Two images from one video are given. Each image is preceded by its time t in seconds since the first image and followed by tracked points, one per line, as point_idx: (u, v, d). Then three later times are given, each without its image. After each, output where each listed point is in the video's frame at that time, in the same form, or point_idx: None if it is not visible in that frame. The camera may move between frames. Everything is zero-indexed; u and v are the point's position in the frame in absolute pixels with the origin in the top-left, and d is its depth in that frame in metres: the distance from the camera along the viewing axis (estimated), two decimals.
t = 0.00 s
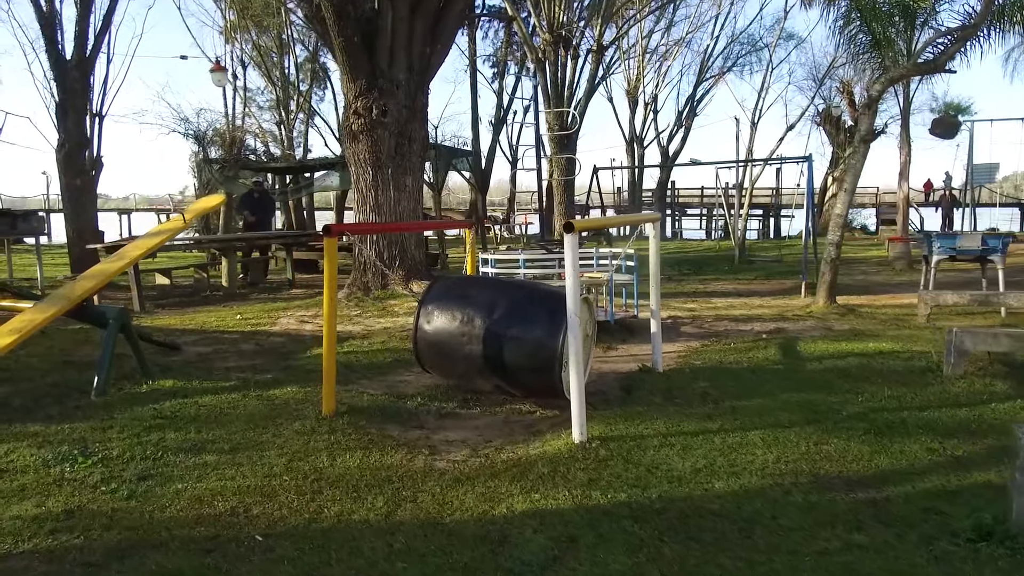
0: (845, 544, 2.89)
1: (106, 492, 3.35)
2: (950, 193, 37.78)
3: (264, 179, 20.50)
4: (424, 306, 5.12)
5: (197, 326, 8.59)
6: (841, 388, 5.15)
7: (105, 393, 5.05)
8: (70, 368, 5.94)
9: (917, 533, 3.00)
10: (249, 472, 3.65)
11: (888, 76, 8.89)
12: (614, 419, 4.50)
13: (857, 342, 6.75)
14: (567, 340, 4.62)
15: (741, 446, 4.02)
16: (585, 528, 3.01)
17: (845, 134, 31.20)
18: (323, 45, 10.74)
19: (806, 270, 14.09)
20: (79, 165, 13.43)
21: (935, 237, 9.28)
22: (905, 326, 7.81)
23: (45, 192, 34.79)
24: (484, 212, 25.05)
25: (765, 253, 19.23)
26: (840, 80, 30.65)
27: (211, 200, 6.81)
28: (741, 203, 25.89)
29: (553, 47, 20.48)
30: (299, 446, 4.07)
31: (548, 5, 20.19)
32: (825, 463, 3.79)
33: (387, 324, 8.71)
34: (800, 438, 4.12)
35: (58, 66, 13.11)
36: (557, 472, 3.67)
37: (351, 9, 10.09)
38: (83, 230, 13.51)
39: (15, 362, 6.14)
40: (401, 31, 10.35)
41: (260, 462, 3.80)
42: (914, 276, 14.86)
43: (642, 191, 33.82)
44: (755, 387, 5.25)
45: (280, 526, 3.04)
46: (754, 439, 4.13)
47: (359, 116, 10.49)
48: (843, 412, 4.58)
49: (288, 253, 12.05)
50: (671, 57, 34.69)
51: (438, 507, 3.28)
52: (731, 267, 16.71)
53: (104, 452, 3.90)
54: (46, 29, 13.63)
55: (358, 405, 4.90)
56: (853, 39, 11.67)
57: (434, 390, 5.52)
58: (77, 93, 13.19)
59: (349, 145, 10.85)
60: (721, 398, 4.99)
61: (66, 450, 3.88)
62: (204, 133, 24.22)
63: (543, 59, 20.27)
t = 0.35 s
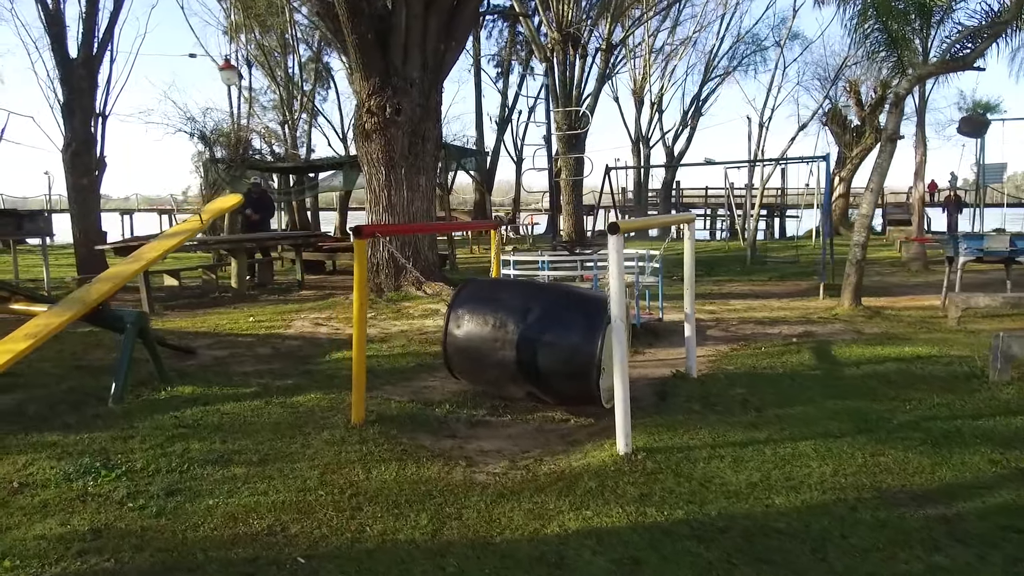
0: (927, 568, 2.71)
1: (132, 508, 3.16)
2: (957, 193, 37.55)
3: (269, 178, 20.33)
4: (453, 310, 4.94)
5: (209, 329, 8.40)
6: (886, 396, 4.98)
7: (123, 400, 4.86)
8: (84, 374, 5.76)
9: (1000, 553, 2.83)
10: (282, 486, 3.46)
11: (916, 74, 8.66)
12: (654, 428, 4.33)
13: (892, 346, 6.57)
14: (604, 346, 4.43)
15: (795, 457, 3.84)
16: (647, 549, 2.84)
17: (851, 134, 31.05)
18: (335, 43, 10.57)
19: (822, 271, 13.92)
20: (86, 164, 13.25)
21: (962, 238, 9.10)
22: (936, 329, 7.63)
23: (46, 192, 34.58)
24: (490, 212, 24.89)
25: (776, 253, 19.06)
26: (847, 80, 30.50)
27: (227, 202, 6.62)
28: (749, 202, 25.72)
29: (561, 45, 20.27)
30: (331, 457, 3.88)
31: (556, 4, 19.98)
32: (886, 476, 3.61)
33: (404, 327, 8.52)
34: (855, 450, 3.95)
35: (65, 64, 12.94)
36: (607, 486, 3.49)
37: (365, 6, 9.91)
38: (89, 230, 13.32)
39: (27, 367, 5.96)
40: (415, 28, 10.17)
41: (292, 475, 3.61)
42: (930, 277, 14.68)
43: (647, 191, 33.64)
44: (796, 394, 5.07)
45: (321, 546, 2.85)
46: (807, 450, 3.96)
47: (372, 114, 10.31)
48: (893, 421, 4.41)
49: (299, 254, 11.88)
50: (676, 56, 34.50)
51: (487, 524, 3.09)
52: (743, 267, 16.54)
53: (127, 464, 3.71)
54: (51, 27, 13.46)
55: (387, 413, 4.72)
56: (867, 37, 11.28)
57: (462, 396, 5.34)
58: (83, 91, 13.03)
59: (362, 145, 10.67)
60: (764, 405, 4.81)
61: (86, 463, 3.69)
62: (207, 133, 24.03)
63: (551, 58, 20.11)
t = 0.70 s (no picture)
0: None
1: (157, 521, 2.99)
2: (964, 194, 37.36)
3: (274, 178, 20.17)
4: (481, 312, 4.77)
5: (221, 329, 8.23)
6: (930, 400, 4.81)
7: (139, 404, 4.70)
8: (97, 377, 5.59)
9: None
10: (313, 497, 3.30)
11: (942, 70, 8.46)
12: (694, 434, 4.16)
13: (926, 348, 6.40)
14: (641, 349, 4.25)
15: (846, 466, 3.68)
16: (708, 565, 2.67)
17: (858, 133, 30.89)
18: (347, 40, 10.40)
19: (838, 272, 13.76)
20: (92, 163, 13.08)
21: (988, 238, 8.94)
22: (966, 331, 7.46)
23: (48, 193, 34.41)
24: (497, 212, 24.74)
25: (788, 254, 18.89)
26: (854, 79, 30.32)
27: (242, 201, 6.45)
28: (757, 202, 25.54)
29: (570, 44, 20.10)
30: (360, 466, 3.72)
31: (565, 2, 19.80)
32: (945, 486, 3.44)
33: (420, 328, 8.36)
34: (906, 457, 3.79)
35: (71, 62, 12.74)
36: (654, 496, 3.31)
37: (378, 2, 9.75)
38: (95, 228, 13.16)
39: (37, 371, 5.78)
40: (428, 24, 10.01)
41: (321, 485, 3.44)
42: (946, 277, 14.51)
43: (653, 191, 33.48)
44: (836, 399, 4.90)
45: (361, 563, 2.68)
46: (858, 457, 3.79)
47: (384, 112, 10.14)
48: (942, 427, 4.24)
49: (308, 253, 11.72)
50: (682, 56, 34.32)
51: (533, 537, 2.92)
52: (755, 268, 16.38)
53: (149, 473, 3.54)
54: (57, 25, 13.28)
55: (414, 418, 4.55)
56: (882, 35, 10.96)
57: (488, 401, 5.17)
58: (89, 89, 12.81)
59: (374, 143, 10.50)
60: (804, 410, 4.64)
61: (104, 471, 3.52)
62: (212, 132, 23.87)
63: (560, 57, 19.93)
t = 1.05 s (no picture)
0: None
1: (185, 535, 2.81)
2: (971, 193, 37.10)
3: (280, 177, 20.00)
4: (511, 312, 4.59)
5: (232, 330, 8.06)
6: (979, 404, 4.62)
7: (156, 407, 4.53)
8: (111, 379, 5.41)
9: None
10: (347, 507, 3.12)
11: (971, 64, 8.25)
12: (738, 440, 3.98)
13: (963, 349, 6.21)
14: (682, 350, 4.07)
15: (905, 474, 3.50)
16: None
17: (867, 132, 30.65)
18: (359, 35, 10.22)
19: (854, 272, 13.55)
20: (99, 161, 12.93)
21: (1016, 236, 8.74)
22: (998, 332, 7.26)
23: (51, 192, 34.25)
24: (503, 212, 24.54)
25: (799, 253, 18.69)
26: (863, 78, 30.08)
27: (258, 197, 6.27)
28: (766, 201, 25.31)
29: (579, 41, 19.90)
30: (392, 473, 3.54)
31: None
32: (1013, 496, 3.25)
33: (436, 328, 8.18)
34: (966, 465, 3.60)
35: (77, 59, 12.59)
36: (708, 507, 3.13)
37: None
38: (102, 227, 13.00)
39: (49, 373, 5.61)
40: (443, 19, 9.83)
41: (354, 495, 3.26)
42: (963, 277, 14.29)
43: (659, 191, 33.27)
44: (880, 402, 4.71)
45: None
46: (916, 465, 3.61)
47: (397, 108, 9.96)
48: (998, 433, 4.05)
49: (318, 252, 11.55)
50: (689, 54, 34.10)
51: (586, 552, 2.74)
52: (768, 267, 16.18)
53: (172, 482, 3.37)
54: (63, 21, 13.12)
55: (443, 422, 4.37)
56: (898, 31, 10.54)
57: (516, 405, 4.99)
58: (97, 86, 12.66)
59: (386, 140, 10.32)
60: (849, 414, 4.45)
61: (125, 479, 3.34)
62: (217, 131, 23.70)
63: (569, 54, 19.73)
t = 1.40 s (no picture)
0: None
1: (219, 563, 2.63)
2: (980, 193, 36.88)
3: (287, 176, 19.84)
4: (546, 318, 4.42)
5: (247, 334, 7.88)
6: None
7: (177, 417, 4.36)
8: (127, 386, 5.25)
9: None
10: (388, 528, 2.94)
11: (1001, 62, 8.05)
12: (789, 454, 3.80)
13: (1002, 355, 6.02)
14: (729, 359, 3.89)
15: (971, 491, 3.32)
16: None
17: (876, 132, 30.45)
18: (374, 33, 10.05)
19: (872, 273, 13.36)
20: (108, 160, 12.78)
21: None
22: None
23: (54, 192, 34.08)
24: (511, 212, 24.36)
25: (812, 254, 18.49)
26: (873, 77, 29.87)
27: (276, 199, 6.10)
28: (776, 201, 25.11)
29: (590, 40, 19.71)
30: (430, 491, 3.36)
31: None
32: None
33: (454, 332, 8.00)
34: None
35: (86, 57, 12.43)
36: (770, 528, 2.95)
37: None
38: (110, 227, 12.86)
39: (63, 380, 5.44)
40: (459, 17, 9.65)
41: (394, 514, 3.08)
42: (982, 278, 14.10)
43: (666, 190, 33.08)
44: (928, 412, 4.53)
45: None
46: (980, 480, 3.43)
47: (412, 107, 9.79)
48: None
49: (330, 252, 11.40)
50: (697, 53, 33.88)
51: None
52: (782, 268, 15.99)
53: (201, 499, 3.20)
54: (72, 20, 12.96)
55: (477, 434, 4.19)
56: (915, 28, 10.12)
57: (548, 414, 4.81)
58: (106, 85, 12.51)
59: (401, 140, 10.15)
60: (899, 425, 4.27)
61: (151, 497, 3.16)
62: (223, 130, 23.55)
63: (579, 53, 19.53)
